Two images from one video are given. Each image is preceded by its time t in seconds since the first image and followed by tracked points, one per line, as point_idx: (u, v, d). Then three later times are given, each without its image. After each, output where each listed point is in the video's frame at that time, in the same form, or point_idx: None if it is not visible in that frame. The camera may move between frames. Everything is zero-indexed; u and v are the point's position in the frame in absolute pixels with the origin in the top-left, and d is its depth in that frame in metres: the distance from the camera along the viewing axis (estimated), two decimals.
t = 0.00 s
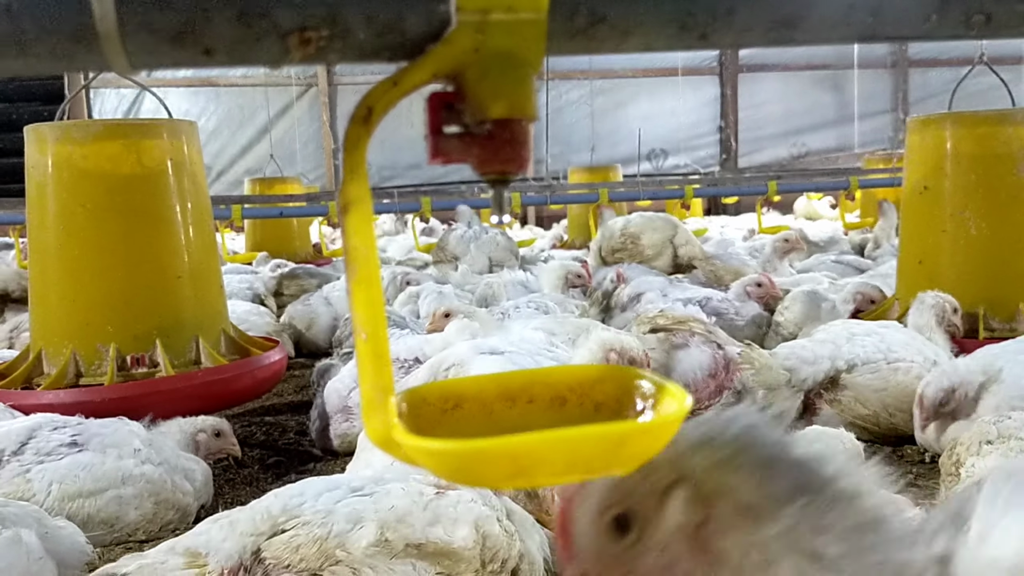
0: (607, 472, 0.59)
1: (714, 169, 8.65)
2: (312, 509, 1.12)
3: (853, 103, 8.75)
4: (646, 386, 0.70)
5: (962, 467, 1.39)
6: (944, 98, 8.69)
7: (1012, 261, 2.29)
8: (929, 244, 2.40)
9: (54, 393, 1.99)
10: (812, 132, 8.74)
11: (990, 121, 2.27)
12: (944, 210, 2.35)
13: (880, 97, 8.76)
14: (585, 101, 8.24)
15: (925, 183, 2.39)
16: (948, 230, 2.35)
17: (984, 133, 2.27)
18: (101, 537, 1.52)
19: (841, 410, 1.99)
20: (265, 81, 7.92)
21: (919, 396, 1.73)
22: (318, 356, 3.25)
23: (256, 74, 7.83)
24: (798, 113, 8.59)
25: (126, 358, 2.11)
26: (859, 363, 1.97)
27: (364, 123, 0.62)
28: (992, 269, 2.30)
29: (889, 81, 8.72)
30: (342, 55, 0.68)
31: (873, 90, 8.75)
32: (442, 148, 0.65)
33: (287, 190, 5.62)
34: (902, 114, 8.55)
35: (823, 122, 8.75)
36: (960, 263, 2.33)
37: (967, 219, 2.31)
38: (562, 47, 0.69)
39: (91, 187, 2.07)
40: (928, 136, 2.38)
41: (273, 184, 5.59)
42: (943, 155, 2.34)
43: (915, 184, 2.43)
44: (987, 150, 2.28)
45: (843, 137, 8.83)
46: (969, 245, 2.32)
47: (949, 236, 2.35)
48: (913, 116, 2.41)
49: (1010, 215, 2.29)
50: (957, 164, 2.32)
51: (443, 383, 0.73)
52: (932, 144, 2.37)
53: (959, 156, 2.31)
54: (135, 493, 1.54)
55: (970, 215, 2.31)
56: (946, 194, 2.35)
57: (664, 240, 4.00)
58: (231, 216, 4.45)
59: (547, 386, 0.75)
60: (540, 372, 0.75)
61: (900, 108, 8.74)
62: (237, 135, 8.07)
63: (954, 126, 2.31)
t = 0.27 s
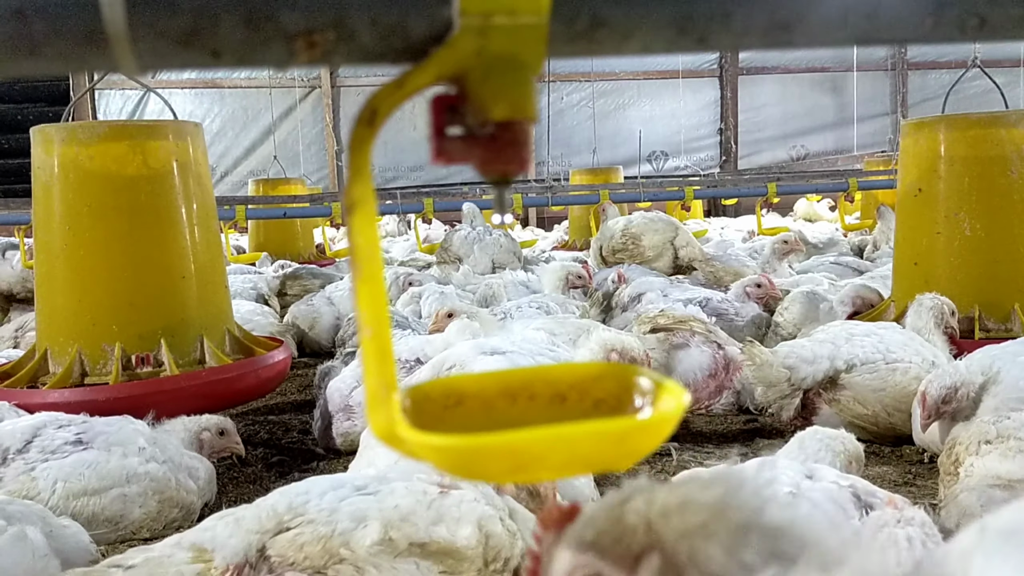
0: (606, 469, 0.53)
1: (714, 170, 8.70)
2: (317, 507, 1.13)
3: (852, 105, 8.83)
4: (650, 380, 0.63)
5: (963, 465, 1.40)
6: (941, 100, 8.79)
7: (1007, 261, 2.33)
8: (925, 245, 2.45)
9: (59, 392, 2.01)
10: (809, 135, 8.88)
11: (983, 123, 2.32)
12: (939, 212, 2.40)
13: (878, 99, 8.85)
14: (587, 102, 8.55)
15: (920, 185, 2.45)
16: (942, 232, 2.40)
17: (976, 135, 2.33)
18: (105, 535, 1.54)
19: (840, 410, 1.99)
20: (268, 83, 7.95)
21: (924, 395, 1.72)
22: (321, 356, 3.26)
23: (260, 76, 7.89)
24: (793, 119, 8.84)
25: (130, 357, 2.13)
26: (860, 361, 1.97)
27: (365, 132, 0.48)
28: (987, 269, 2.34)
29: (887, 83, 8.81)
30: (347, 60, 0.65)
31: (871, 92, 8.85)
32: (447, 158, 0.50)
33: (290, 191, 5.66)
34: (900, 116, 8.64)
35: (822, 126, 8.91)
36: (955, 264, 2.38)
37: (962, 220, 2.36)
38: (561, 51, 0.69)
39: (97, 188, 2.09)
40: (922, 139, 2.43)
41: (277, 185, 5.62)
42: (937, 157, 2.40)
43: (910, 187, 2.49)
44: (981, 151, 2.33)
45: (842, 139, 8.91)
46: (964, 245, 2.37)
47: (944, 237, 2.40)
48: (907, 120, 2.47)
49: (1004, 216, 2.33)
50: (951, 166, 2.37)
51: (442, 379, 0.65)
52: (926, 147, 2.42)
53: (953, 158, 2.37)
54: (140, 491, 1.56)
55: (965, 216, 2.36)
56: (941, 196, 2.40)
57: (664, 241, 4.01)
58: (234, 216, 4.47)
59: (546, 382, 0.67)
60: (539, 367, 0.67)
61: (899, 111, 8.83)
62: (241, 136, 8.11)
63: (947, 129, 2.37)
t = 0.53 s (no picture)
0: (606, 464, 0.53)
1: (715, 170, 8.72)
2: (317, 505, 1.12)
3: (852, 105, 8.84)
4: (647, 377, 0.62)
5: (964, 462, 1.40)
6: (942, 100, 8.80)
7: (1009, 261, 2.33)
8: (926, 245, 2.45)
9: (60, 390, 2.01)
10: (810, 135, 8.89)
11: (985, 123, 2.32)
12: (940, 212, 2.40)
13: (878, 100, 8.86)
14: (588, 102, 8.54)
15: (920, 185, 2.45)
16: (944, 232, 2.40)
17: (977, 135, 2.33)
18: (106, 532, 1.54)
19: (840, 409, 2.00)
20: (270, 82, 7.97)
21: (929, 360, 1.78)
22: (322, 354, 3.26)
23: (261, 75, 7.90)
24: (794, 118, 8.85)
25: (132, 356, 2.13)
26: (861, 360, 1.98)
27: (367, 126, 0.47)
28: (988, 269, 2.34)
29: (887, 83, 8.82)
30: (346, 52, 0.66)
31: (871, 92, 8.86)
32: (449, 154, 0.48)
33: (291, 191, 5.66)
34: (901, 116, 8.65)
35: (823, 126, 8.92)
36: (956, 264, 2.38)
37: (963, 220, 2.36)
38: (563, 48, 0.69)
39: (99, 187, 2.09)
40: (923, 139, 2.43)
41: (278, 184, 5.62)
42: (938, 157, 2.40)
43: (910, 187, 2.49)
44: (982, 150, 2.33)
45: (842, 139, 8.92)
46: (965, 245, 2.37)
47: (945, 237, 2.40)
48: (907, 121, 2.47)
49: (1006, 215, 2.33)
50: (951, 166, 2.37)
51: (443, 375, 0.65)
52: (927, 148, 2.42)
53: (954, 158, 2.37)
54: (141, 489, 1.56)
55: (966, 216, 2.36)
56: (941, 196, 2.40)
57: (665, 241, 4.00)
58: (235, 215, 4.48)
59: (546, 378, 0.66)
60: (539, 364, 0.67)
61: (899, 111, 8.84)
62: (243, 136, 8.12)
63: (947, 129, 2.37)
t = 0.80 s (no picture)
0: (611, 476, 0.52)
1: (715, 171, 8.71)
2: (314, 507, 1.11)
3: (852, 106, 8.84)
4: (652, 385, 0.60)
5: (965, 464, 1.38)
6: (941, 101, 8.80)
7: (1009, 262, 2.31)
8: (927, 246, 2.44)
9: (58, 391, 1.99)
10: (810, 135, 8.88)
11: (986, 122, 2.30)
12: (941, 213, 2.39)
13: (878, 100, 8.86)
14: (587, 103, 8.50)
15: (921, 186, 2.44)
16: (945, 232, 2.38)
17: (978, 135, 2.32)
18: (105, 533, 1.52)
19: (843, 411, 1.98)
20: (269, 82, 7.96)
21: (916, 325, 1.83)
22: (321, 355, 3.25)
23: (261, 75, 7.89)
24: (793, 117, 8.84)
25: (130, 356, 2.12)
26: (858, 367, 1.96)
27: (364, 126, 0.44)
28: (989, 270, 2.32)
29: (887, 84, 8.81)
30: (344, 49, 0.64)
31: (871, 93, 8.86)
32: (449, 155, 0.46)
33: (290, 191, 5.64)
34: (901, 117, 8.64)
35: (822, 126, 8.92)
36: (957, 264, 2.36)
37: (963, 221, 2.35)
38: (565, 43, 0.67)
39: (97, 187, 2.07)
40: (925, 139, 2.42)
41: (277, 184, 5.61)
42: (939, 157, 2.39)
43: (912, 187, 2.48)
44: (983, 150, 2.31)
45: (842, 139, 8.91)
46: (966, 246, 2.35)
47: (946, 238, 2.38)
48: (909, 121, 2.47)
49: (1006, 216, 2.31)
50: (952, 167, 2.36)
51: (442, 381, 0.63)
52: (928, 148, 2.41)
53: (955, 158, 2.36)
54: (139, 490, 1.54)
55: (967, 217, 2.34)
56: (942, 197, 2.39)
57: (665, 242, 3.98)
58: (234, 215, 4.46)
59: (549, 384, 0.65)
60: (542, 370, 0.65)
61: (899, 112, 8.84)
62: (242, 136, 8.11)
63: (948, 129, 2.36)
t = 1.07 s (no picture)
0: (614, 473, 0.52)
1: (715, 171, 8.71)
2: (315, 505, 1.12)
3: (852, 105, 8.84)
4: (653, 382, 0.61)
5: (963, 466, 1.39)
6: (941, 101, 8.81)
7: (1008, 262, 2.31)
8: (926, 246, 2.44)
9: (59, 391, 2.00)
10: (810, 135, 8.89)
11: (984, 122, 2.31)
12: (941, 213, 2.40)
13: (877, 100, 8.87)
14: (588, 102, 8.54)
15: (921, 186, 2.44)
16: (944, 232, 2.39)
17: (977, 135, 2.32)
18: (106, 533, 1.52)
19: (842, 411, 1.97)
20: (269, 82, 7.97)
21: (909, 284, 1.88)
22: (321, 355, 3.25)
23: (261, 76, 7.90)
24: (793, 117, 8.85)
25: (131, 356, 2.12)
26: (853, 361, 1.97)
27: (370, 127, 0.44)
28: (987, 270, 2.32)
29: (887, 84, 8.82)
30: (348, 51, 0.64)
31: (871, 92, 8.86)
32: (452, 156, 0.47)
33: (290, 191, 5.65)
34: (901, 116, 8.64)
35: (821, 126, 8.93)
36: (956, 264, 2.37)
37: (962, 221, 2.35)
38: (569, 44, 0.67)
39: (97, 187, 2.08)
40: (923, 139, 2.44)
41: (277, 185, 5.62)
42: (939, 157, 2.39)
43: (911, 188, 2.49)
44: (982, 150, 2.32)
45: (842, 139, 8.92)
46: (965, 246, 2.35)
47: (946, 238, 2.38)
48: (908, 121, 2.48)
49: (1005, 217, 2.31)
50: (951, 167, 2.36)
51: (445, 379, 0.63)
52: (927, 149, 2.42)
53: (954, 158, 2.36)
54: (140, 490, 1.54)
55: (966, 217, 2.35)
56: (942, 197, 2.39)
57: (665, 242, 3.98)
58: (234, 215, 4.47)
59: (551, 382, 0.65)
60: (544, 368, 0.65)
61: (899, 111, 8.85)
62: (242, 136, 8.12)
63: (947, 130, 2.37)
